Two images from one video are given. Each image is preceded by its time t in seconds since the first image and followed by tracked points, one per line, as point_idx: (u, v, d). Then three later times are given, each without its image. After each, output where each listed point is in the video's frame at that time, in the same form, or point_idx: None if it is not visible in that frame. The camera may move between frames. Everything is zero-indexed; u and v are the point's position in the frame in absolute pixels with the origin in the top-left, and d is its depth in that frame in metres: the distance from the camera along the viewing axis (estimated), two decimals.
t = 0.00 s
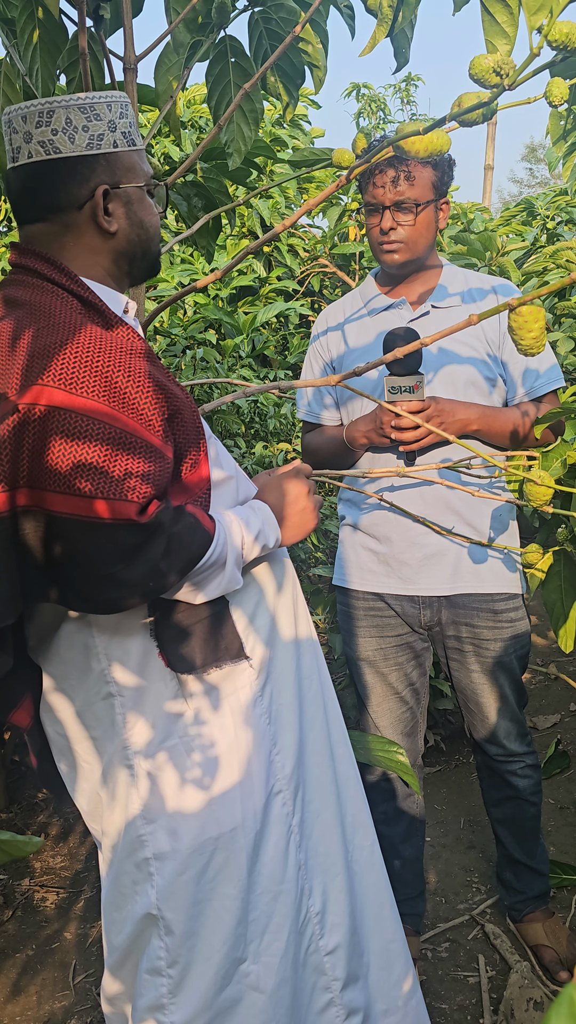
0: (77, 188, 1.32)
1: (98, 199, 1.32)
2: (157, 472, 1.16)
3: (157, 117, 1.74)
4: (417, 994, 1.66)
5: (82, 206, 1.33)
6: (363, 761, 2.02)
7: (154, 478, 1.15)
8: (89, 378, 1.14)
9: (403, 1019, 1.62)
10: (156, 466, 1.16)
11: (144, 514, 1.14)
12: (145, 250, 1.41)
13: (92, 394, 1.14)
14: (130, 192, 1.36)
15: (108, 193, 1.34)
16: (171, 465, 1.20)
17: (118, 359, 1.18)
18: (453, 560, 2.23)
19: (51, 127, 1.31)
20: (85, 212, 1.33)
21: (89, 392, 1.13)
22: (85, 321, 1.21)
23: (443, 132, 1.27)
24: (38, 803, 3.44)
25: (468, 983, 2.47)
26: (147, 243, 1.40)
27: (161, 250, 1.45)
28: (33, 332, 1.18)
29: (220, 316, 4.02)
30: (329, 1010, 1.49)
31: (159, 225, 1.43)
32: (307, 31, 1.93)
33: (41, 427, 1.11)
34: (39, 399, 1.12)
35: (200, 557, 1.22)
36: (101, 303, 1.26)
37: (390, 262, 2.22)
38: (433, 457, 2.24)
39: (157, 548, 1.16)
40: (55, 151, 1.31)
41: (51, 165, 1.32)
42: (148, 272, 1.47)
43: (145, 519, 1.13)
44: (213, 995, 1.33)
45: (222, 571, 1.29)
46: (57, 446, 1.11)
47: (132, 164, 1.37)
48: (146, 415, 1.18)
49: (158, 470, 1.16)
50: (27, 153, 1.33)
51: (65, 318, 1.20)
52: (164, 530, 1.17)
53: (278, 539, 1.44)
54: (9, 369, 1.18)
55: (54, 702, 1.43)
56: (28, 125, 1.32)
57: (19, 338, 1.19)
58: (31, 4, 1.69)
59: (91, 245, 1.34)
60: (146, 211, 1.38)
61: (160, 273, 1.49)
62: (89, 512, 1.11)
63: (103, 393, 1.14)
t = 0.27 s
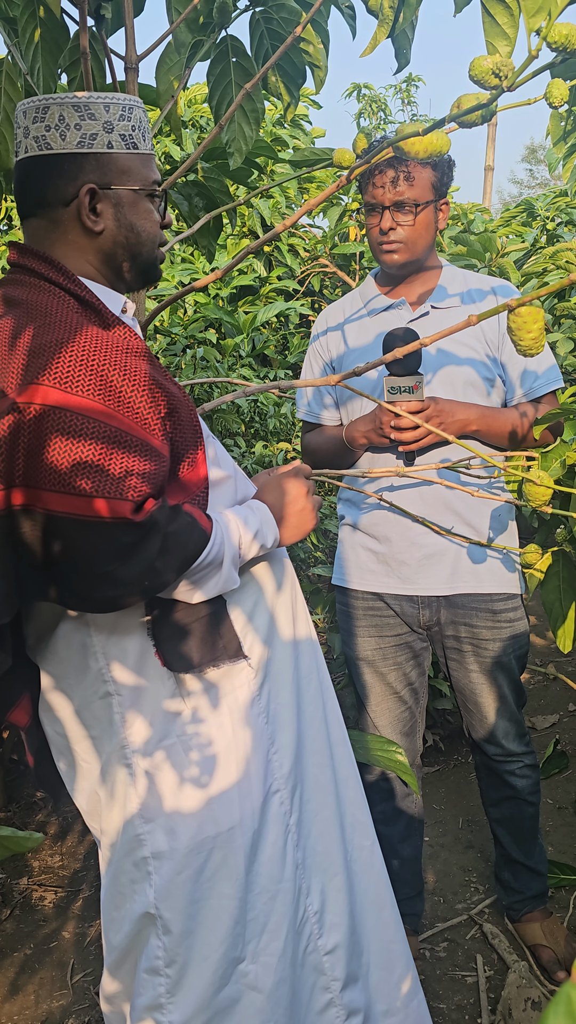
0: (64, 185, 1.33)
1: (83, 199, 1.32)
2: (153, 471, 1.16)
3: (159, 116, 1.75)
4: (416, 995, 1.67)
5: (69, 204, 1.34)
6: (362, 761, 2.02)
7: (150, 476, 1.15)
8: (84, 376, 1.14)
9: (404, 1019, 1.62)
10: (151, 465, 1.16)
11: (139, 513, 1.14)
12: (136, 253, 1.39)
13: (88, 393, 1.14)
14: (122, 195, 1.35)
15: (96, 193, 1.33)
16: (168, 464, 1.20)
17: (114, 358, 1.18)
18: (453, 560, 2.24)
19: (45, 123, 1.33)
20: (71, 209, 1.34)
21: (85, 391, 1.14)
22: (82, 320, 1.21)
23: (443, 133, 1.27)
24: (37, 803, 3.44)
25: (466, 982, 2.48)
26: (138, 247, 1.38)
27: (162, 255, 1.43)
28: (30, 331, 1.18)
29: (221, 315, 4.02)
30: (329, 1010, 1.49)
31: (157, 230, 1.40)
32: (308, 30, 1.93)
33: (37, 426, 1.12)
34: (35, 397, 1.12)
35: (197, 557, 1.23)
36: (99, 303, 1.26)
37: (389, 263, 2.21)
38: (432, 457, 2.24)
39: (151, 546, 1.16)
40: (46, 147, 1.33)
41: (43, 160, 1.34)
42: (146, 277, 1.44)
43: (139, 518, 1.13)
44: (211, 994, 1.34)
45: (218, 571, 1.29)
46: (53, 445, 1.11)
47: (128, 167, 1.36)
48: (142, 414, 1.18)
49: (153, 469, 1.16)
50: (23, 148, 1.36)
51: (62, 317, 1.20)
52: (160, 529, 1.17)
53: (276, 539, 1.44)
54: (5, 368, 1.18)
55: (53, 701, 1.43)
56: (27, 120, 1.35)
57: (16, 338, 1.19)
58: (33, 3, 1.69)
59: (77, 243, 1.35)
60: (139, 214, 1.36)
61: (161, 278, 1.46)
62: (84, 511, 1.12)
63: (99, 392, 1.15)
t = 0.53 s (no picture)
0: (62, 185, 1.34)
1: (81, 198, 1.33)
2: (151, 469, 1.16)
3: (159, 116, 1.74)
4: (416, 996, 1.66)
5: (68, 204, 1.34)
6: (361, 761, 2.02)
7: (147, 475, 1.15)
8: (82, 375, 1.14)
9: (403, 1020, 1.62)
10: (149, 463, 1.16)
11: (137, 509, 1.14)
12: (136, 252, 1.38)
13: (86, 391, 1.13)
14: (120, 194, 1.35)
15: (95, 193, 1.33)
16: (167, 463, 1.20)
17: (112, 357, 1.18)
18: (452, 560, 2.24)
19: (43, 123, 1.33)
20: (70, 209, 1.34)
21: (83, 390, 1.13)
22: (80, 318, 1.21)
23: (442, 132, 1.27)
24: (36, 803, 3.45)
25: (465, 982, 2.47)
26: (139, 246, 1.38)
27: (163, 253, 1.43)
28: (28, 330, 1.18)
29: (220, 315, 4.02)
30: (329, 1011, 1.49)
31: (158, 230, 1.40)
32: (309, 29, 1.93)
33: (34, 424, 1.12)
34: (33, 396, 1.12)
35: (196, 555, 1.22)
36: (97, 301, 1.26)
37: (388, 262, 2.21)
38: (431, 456, 2.24)
39: (147, 544, 1.16)
40: (45, 147, 1.34)
41: (42, 160, 1.34)
42: (148, 278, 1.44)
43: (136, 516, 1.13)
44: (209, 995, 1.33)
45: (218, 568, 1.29)
46: (51, 443, 1.11)
47: (127, 166, 1.36)
48: (141, 413, 1.18)
49: (151, 467, 1.16)
50: (23, 148, 1.36)
51: (60, 317, 1.19)
52: (157, 526, 1.16)
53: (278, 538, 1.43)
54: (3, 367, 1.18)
55: (51, 700, 1.43)
56: (26, 121, 1.36)
57: (15, 337, 1.19)
58: (33, 2, 1.68)
59: (75, 243, 1.35)
60: (138, 213, 1.36)
61: (160, 278, 1.45)
62: (81, 510, 1.11)
63: (97, 390, 1.14)
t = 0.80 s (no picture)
0: (89, 192, 1.32)
1: (111, 203, 1.32)
2: (157, 465, 1.15)
3: (158, 116, 1.74)
4: (418, 996, 1.66)
5: (94, 211, 1.32)
6: (361, 761, 2.01)
7: (153, 471, 1.14)
8: (85, 375, 1.13)
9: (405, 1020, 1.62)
10: (155, 460, 1.15)
11: (137, 503, 1.12)
12: (153, 251, 1.40)
13: (89, 391, 1.13)
14: (141, 196, 1.36)
15: (121, 198, 1.33)
16: (173, 459, 1.19)
17: (114, 357, 1.17)
18: (452, 559, 2.23)
19: (66, 131, 1.30)
20: (96, 216, 1.33)
21: (86, 390, 1.13)
22: (82, 319, 1.21)
23: (441, 133, 1.27)
24: (35, 803, 3.44)
25: (466, 983, 2.47)
26: (157, 246, 1.40)
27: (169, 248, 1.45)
28: (31, 332, 1.18)
29: (220, 315, 4.01)
30: (331, 1010, 1.48)
31: (168, 229, 1.42)
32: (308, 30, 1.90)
33: (39, 426, 1.11)
34: (37, 398, 1.11)
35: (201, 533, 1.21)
36: (100, 303, 1.25)
37: (387, 261, 2.20)
38: (432, 456, 2.23)
39: (153, 531, 1.15)
40: (70, 155, 1.30)
41: (64, 168, 1.31)
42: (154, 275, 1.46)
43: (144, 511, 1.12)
44: (210, 995, 1.33)
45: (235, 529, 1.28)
46: (55, 444, 1.10)
47: (146, 169, 1.37)
48: (145, 411, 1.17)
49: (157, 463, 1.15)
50: (40, 155, 1.31)
51: (62, 317, 1.19)
52: (160, 514, 1.15)
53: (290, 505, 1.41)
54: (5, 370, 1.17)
55: (52, 701, 1.43)
56: (42, 126, 1.30)
57: (17, 338, 1.19)
58: (32, 3, 1.68)
59: (98, 247, 1.34)
60: (156, 214, 1.38)
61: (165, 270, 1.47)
62: (88, 509, 1.11)
63: (101, 390, 1.14)
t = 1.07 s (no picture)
0: (80, 189, 1.32)
1: (103, 196, 1.32)
2: (168, 464, 1.14)
3: (155, 118, 1.74)
4: (416, 995, 1.67)
5: (87, 206, 1.32)
6: (360, 761, 2.02)
7: (163, 470, 1.13)
8: (94, 376, 1.14)
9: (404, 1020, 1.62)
10: (165, 459, 1.14)
11: (149, 502, 1.12)
12: (148, 241, 1.41)
13: (98, 392, 1.13)
14: (130, 185, 1.36)
15: (111, 189, 1.33)
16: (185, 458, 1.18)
17: (123, 358, 1.17)
18: (451, 559, 2.24)
19: (47, 130, 1.29)
20: (90, 210, 1.33)
21: (95, 391, 1.13)
22: (89, 320, 1.21)
23: (438, 134, 1.28)
24: (36, 804, 3.45)
25: (466, 982, 2.47)
26: (151, 233, 1.41)
27: (162, 237, 1.45)
28: (39, 333, 1.18)
29: (218, 316, 4.02)
30: (329, 1010, 1.49)
31: (159, 216, 1.43)
32: (303, 31, 1.94)
33: (48, 428, 1.12)
34: (46, 400, 1.12)
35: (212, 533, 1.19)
36: (105, 303, 1.25)
37: (383, 259, 2.21)
38: (430, 456, 2.24)
39: (165, 528, 1.14)
40: (54, 154, 1.29)
41: (51, 168, 1.30)
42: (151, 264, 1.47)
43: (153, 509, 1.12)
44: (210, 995, 1.33)
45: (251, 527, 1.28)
46: (64, 446, 1.11)
47: (129, 158, 1.37)
48: (155, 410, 1.17)
49: (168, 462, 1.14)
50: (26, 160, 1.30)
51: (69, 319, 1.19)
52: (172, 510, 1.14)
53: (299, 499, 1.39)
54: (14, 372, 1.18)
55: (52, 702, 1.43)
56: (23, 132, 1.30)
57: (25, 340, 1.19)
58: (29, 5, 1.69)
59: (98, 244, 1.34)
60: (146, 201, 1.38)
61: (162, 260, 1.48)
62: (97, 511, 1.11)
63: (110, 391, 1.14)
